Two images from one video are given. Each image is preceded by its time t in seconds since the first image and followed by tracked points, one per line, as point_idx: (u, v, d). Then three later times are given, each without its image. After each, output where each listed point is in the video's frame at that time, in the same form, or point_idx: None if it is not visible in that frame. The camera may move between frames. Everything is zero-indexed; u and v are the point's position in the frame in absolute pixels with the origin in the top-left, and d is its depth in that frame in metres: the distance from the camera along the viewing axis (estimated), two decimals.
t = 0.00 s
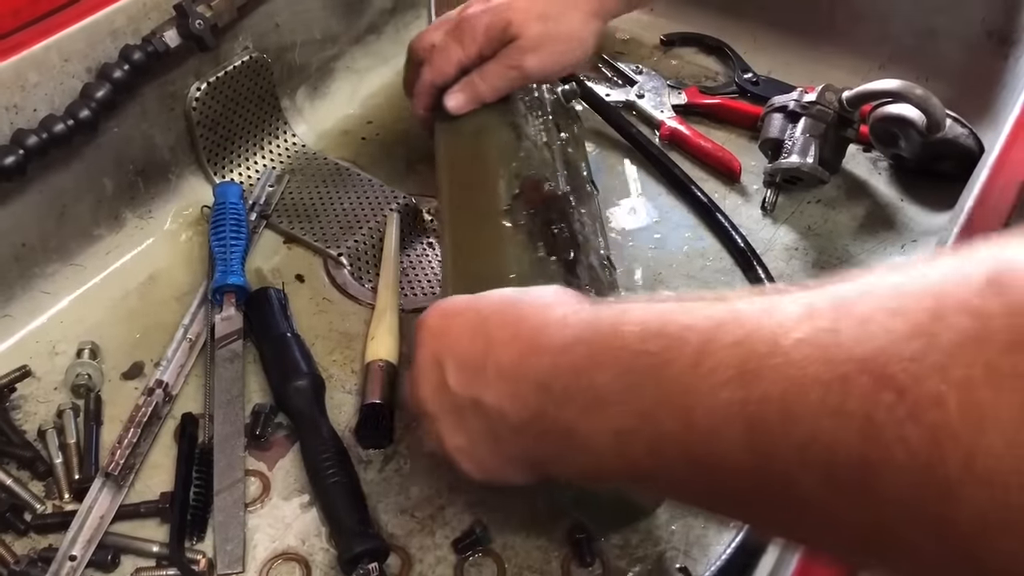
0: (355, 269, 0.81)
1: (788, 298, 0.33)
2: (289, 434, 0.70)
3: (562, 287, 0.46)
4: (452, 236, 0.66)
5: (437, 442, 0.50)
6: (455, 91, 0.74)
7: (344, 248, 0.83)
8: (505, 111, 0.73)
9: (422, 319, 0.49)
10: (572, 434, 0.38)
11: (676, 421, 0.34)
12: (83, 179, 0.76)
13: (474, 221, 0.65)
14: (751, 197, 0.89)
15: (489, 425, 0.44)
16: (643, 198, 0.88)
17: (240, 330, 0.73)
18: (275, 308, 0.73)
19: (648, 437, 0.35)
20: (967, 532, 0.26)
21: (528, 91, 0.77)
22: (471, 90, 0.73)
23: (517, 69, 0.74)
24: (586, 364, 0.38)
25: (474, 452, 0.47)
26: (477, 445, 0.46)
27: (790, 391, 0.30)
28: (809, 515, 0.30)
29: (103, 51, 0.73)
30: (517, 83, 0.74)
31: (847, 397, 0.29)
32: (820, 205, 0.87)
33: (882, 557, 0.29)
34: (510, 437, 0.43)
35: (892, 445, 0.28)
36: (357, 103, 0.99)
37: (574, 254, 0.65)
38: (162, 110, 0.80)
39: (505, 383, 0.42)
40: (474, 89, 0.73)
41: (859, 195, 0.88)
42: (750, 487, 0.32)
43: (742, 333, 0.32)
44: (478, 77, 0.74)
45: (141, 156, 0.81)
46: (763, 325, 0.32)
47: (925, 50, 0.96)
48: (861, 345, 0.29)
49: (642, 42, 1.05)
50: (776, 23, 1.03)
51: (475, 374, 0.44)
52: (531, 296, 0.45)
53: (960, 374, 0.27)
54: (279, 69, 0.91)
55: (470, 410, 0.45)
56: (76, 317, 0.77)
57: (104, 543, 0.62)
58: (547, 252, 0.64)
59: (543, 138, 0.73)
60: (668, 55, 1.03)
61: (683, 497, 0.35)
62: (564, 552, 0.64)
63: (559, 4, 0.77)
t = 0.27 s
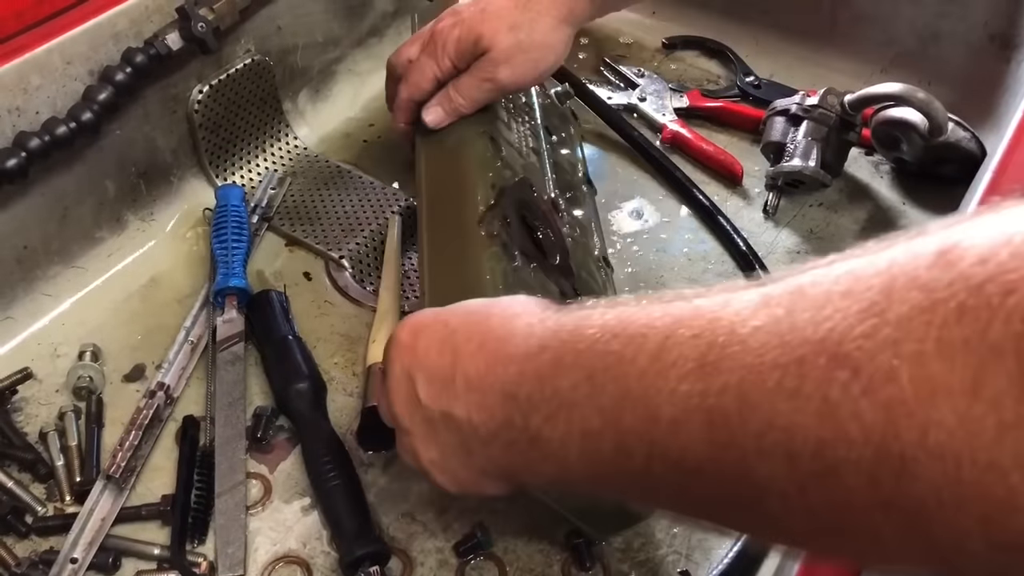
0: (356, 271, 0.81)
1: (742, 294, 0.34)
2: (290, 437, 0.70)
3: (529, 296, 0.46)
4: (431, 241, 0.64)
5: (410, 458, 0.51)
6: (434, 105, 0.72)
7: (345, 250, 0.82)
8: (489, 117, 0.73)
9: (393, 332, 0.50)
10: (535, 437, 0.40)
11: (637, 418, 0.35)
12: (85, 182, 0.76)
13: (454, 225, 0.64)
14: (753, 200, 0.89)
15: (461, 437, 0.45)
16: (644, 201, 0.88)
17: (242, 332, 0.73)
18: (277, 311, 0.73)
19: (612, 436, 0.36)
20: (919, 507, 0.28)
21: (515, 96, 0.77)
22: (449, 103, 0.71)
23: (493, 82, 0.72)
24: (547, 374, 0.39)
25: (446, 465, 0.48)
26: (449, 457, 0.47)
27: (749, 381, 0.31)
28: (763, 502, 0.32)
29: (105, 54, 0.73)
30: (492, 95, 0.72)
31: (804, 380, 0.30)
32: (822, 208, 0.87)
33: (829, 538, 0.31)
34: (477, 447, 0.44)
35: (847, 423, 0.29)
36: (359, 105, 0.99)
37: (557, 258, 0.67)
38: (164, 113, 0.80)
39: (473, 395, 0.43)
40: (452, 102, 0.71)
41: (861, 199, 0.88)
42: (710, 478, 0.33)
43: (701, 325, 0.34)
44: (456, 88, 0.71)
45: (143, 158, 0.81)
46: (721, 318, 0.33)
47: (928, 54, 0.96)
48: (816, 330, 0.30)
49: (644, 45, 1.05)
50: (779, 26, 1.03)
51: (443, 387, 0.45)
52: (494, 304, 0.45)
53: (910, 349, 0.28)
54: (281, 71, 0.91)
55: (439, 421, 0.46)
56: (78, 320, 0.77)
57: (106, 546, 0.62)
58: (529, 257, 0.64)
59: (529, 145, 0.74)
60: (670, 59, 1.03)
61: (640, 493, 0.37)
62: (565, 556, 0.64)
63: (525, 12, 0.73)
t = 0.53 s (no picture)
0: (358, 273, 0.81)
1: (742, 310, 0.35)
2: (292, 439, 0.70)
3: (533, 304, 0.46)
4: (432, 241, 0.64)
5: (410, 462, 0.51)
6: (434, 108, 0.71)
7: (347, 252, 0.82)
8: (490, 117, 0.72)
9: (394, 338, 0.50)
10: (539, 446, 0.40)
11: (640, 434, 0.35)
12: (87, 184, 0.76)
13: (456, 225, 0.64)
14: (755, 203, 0.88)
15: (463, 445, 0.45)
16: (646, 203, 0.88)
17: (243, 335, 0.73)
18: (278, 313, 0.73)
19: (614, 450, 0.36)
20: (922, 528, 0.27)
21: (517, 98, 0.77)
22: (451, 105, 0.71)
23: (495, 84, 0.72)
24: (551, 383, 0.39)
25: (449, 471, 0.48)
26: (451, 464, 0.47)
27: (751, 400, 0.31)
28: (763, 517, 0.32)
29: (108, 56, 0.73)
30: (495, 99, 0.72)
31: (805, 404, 0.30)
32: (824, 211, 0.87)
33: (830, 554, 0.31)
34: (481, 455, 0.44)
35: (850, 446, 0.29)
36: (361, 107, 0.99)
37: (560, 261, 0.67)
38: (166, 115, 0.80)
39: (477, 403, 0.43)
40: (453, 105, 0.71)
41: (863, 201, 0.88)
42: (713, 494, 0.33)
43: (702, 343, 0.34)
44: (458, 89, 0.71)
45: (145, 160, 0.81)
46: (722, 335, 0.33)
47: (931, 56, 0.96)
48: (818, 351, 0.30)
49: (647, 48, 1.05)
50: (781, 28, 1.03)
51: (447, 395, 0.45)
52: (499, 313, 0.46)
53: (911, 375, 0.28)
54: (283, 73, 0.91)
55: (443, 429, 0.46)
56: (80, 322, 0.77)
57: (107, 548, 0.62)
58: (529, 261, 0.64)
59: (531, 148, 0.74)
60: (672, 61, 1.03)
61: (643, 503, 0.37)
62: (566, 560, 0.64)
63: (529, 14, 0.73)
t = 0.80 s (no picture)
0: (362, 275, 0.81)
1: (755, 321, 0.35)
2: (295, 441, 0.70)
3: (541, 307, 0.47)
4: (437, 240, 0.64)
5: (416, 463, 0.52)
6: (441, 109, 0.71)
7: (350, 254, 0.82)
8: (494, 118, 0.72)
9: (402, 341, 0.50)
10: (551, 453, 0.41)
11: (651, 442, 0.36)
12: (91, 187, 0.77)
13: (462, 227, 0.64)
14: (758, 205, 0.88)
15: (472, 449, 0.46)
16: (649, 205, 0.88)
17: (248, 336, 0.73)
18: (282, 315, 0.73)
19: (625, 457, 0.37)
20: (933, 545, 0.28)
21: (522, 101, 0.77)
22: (459, 107, 0.71)
23: (502, 85, 0.72)
24: (562, 391, 0.40)
25: (456, 474, 0.49)
26: (458, 468, 0.48)
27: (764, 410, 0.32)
28: (778, 527, 0.33)
29: (111, 59, 0.73)
30: (501, 100, 0.72)
31: (818, 418, 0.30)
32: (828, 213, 0.87)
33: (842, 567, 0.31)
34: (490, 460, 0.45)
35: (862, 463, 0.29)
36: (364, 109, 0.99)
37: (564, 263, 0.67)
38: (170, 117, 0.80)
39: (487, 408, 0.44)
40: (461, 106, 0.71)
41: (867, 203, 0.88)
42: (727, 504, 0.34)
43: (714, 354, 0.34)
44: (466, 92, 0.71)
45: (149, 163, 0.81)
46: (734, 346, 0.34)
47: (934, 58, 0.96)
48: (830, 365, 0.30)
49: (651, 50, 1.05)
50: (785, 30, 1.02)
51: (456, 398, 0.45)
52: (508, 319, 0.46)
53: (924, 393, 0.28)
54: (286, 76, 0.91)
55: (452, 433, 0.46)
56: (84, 324, 0.77)
57: (111, 550, 0.62)
58: (534, 262, 0.64)
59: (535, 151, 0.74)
60: (675, 63, 1.03)
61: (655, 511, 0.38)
62: (570, 562, 0.64)
63: (536, 16, 0.74)
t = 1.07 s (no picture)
0: (365, 276, 0.81)
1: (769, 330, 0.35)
2: (299, 443, 0.70)
3: (551, 310, 0.48)
4: (443, 240, 0.64)
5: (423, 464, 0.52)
6: (449, 108, 0.71)
7: (354, 256, 0.83)
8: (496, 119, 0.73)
9: (410, 341, 0.50)
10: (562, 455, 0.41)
11: (662, 450, 0.36)
12: (96, 188, 0.77)
13: (468, 226, 0.64)
14: (762, 206, 0.88)
15: (482, 450, 0.46)
16: (653, 206, 0.88)
17: (251, 338, 0.73)
18: (286, 316, 0.73)
19: (636, 464, 0.37)
20: (950, 561, 0.28)
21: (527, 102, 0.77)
22: (467, 105, 0.71)
23: (505, 87, 0.71)
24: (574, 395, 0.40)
25: (465, 476, 0.49)
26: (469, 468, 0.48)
27: (777, 422, 0.32)
28: (790, 538, 0.33)
29: (116, 60, 0.73)
30: (509, 99, 0.72)
31: (831, 434, 0.30)
32: (832, 214, 0.87)
33: None
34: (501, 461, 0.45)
35: (875, 479, 0.29)
36: (368, 110, 0.99)
37: (569, 264, 0.68)
38: (174, 118, 0.80)
39: (498, 410, 0.44)
40: (470, 105, 0.70)
41: (871, 204, 0.88)
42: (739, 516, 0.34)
43: (728, 363, 0.34)
44: (474, 90, 0.71)
45: (153, 164, 0.81)
46: (747, 356, 0.34)
47: (938, 59, 0.95)
48: (843, 379, 0.30)
49: (655, 50, 1.05)
50: (789, 31, 1.02)
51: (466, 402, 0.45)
52: (516, 321, 0.46)
53: (940, 411, 0.28)
54: (290, 77, 0.91)
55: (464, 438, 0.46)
56: (88, 325, 0.77)
57: (115, 552, 0.62)
58: (540, 263, 0.64)
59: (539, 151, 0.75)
60: (679, 64, 1.03)
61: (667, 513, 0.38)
62: (573, 563, 0.64)
63: (545, 15, 0.74)
